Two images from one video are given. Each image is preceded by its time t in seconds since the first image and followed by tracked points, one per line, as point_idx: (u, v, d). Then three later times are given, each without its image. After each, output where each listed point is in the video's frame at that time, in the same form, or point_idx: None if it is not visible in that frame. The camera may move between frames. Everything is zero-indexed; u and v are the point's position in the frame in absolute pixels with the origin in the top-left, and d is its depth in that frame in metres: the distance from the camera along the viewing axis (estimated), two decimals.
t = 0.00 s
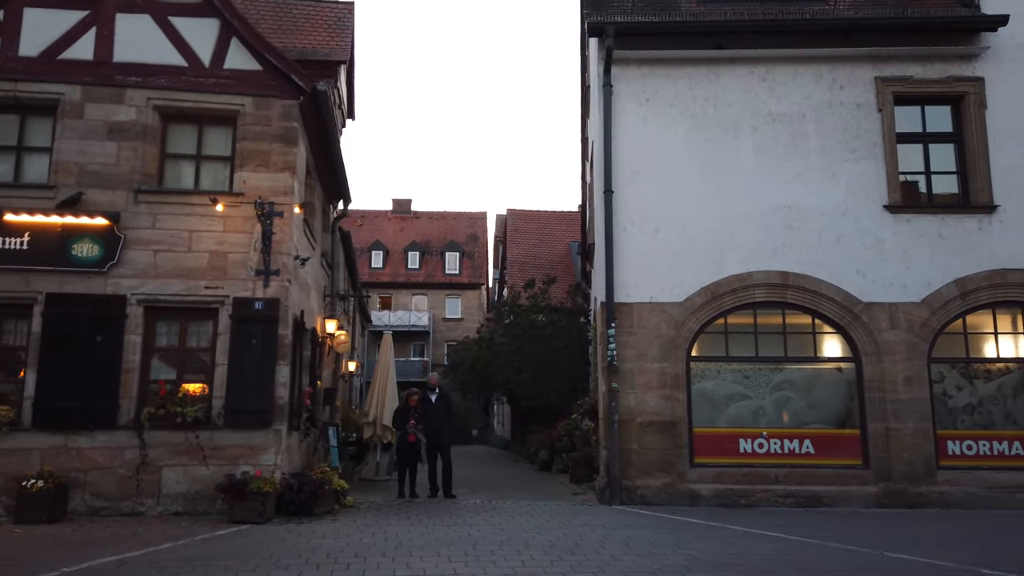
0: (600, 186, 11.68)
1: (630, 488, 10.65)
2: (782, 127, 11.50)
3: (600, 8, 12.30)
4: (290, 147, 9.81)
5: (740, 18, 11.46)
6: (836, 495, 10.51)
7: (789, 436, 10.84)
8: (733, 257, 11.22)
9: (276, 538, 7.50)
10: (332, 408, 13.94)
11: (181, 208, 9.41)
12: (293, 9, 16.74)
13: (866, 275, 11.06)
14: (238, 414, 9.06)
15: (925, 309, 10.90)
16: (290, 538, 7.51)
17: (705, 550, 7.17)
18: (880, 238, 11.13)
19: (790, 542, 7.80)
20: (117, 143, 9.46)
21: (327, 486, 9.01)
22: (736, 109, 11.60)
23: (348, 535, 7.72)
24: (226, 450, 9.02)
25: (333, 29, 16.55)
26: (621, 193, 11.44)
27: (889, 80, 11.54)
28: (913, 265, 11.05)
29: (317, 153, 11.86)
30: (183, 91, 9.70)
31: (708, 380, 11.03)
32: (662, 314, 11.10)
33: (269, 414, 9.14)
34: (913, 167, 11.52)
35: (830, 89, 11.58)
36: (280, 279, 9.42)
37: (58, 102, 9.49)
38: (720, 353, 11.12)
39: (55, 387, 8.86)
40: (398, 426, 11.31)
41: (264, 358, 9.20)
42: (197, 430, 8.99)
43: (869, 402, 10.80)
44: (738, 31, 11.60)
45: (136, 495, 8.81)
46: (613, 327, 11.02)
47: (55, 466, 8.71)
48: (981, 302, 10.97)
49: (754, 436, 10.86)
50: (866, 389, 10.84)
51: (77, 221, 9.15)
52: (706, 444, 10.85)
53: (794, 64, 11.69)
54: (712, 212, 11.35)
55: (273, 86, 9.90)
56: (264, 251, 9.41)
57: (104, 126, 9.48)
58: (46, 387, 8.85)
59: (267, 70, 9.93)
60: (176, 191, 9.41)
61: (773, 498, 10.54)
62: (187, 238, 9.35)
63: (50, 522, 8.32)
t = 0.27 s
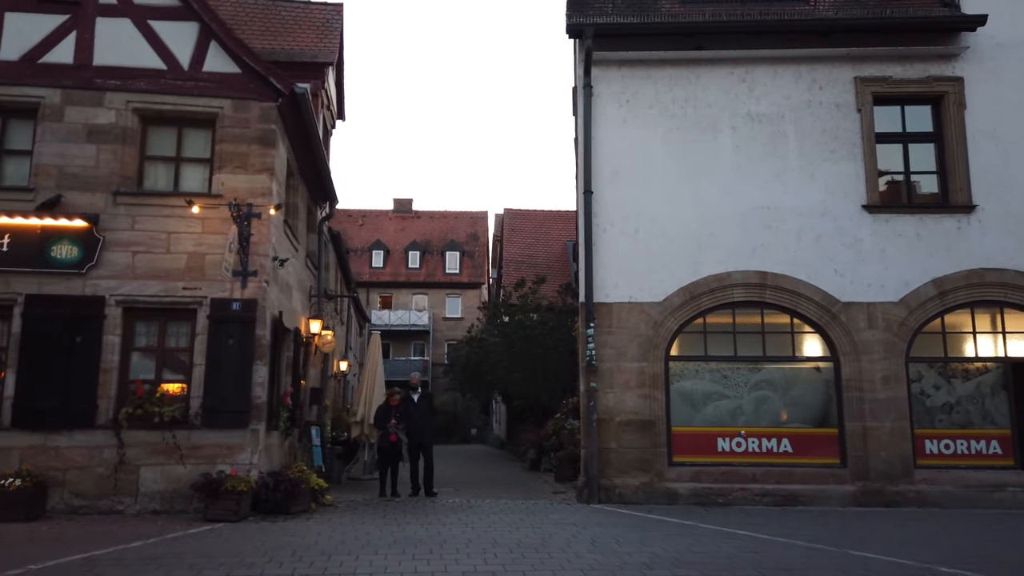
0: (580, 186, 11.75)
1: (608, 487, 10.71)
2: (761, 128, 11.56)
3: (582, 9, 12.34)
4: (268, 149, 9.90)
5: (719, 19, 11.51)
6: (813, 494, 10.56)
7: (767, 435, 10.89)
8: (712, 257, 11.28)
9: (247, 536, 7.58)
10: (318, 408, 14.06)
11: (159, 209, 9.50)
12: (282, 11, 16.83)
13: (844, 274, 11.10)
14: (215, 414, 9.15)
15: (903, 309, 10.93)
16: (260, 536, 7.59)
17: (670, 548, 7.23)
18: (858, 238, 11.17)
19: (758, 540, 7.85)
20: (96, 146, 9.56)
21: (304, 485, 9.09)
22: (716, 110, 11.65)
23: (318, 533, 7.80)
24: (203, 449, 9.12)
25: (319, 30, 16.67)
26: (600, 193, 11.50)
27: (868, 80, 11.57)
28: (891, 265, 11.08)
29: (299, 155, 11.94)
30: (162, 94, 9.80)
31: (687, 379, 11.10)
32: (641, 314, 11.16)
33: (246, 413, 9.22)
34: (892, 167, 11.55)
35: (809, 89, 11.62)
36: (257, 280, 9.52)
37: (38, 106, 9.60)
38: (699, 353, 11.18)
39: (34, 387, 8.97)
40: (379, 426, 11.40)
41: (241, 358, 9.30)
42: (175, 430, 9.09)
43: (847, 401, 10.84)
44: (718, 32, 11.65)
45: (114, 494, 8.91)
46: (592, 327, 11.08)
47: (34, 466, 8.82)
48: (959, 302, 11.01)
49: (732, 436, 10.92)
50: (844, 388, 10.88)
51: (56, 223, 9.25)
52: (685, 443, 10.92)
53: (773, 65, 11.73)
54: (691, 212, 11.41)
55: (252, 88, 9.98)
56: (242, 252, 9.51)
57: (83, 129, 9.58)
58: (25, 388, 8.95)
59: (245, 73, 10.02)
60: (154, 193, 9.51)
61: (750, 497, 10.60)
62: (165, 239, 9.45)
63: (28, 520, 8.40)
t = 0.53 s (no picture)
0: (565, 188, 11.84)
1: (592, 488, 10.79)
2: (745, 130, 11.62)
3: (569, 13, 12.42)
4: (252, 153, 10.02)
5: (702, 22, 11.57)
6: (796, 495, 10.59)
7: (751, 436, 10.93)
8: (696, 259, 11.34)
9: (225, 536, 7.69)
10: (311, 409, 14.18)
11: (145, 213, 9.64)
12: (277, 16, 16.98)
13: (827, 275, 11.14)
14: (199, 415, 9.28)
15: (886, 309, 10.95)
16: (238, 536, 7.70)
17: (641, 548, 7.30)
18: (842, 239, 11.21)
19: (731, 540, 7.91)
20: (83, 151, 9.71)
21: (287, 485, 9.21)
22: (700, 112, 11.72)
23: (296, 533, 7.89)
24: (188, 450, 9.24)
25: (313, 34, 16.82)
26: (585, 195, 11.59)
27: (852, 82, 11.59)
28: (875, 266, 11.11)
29: (287, 158, 12.07)
30: (148, 99, 9.94)
31: (671, 380, 11.16)
32: (625, 316, 11.23)
33: (230, 414, 9.34)
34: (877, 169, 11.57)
35: (793, 91, 11.66)
36: (242, 283, 9.64)
37: (27, 112, 9.76)
38: (683, 354, 11.24)
39: (22, 389, 9.12)
40: (366, 427, 11.50)
41: (225, 359, 9.42)
42: (160, 431, 9.21)
43: (830, 402, 10.87)
44: (702, 35, 11.71)
45: (100, 493, 9.05)
46: (576, 328, 11.16)
47: (22, 466, 8.97)
48: (944, 303, 11.02)
49: (715, 436, 10.97)
50: (827, 389, 10.91)
51: (44, 227, 9.41)
52: (668, 444, 10.98)
53: (758, 67, 11.78)
54: (675, 214, 11.48)
55: (237, 93, 10.11)
56: (227, 256, 9.63)
57: (71, 134, 9.73)
58: (13, 389, 9.11)
59: (231, 78, 10.15)
60: (140, 197, 9.64)
61: (733, 498, 10.64)
62: (151, 243, 9.59)
63: (15, 519, 8.52)
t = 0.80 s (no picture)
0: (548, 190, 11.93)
1: (574, 487, 10.87)
2: (727, 132, 11.69)
3: (554, 17, 12.54)
4: (236, 156, 10.13)
5: (684, 25, 11.64)
6: (775, 494, 10.66)
7: (732, 436, 11.01)
8: (678, 260, 11.42)
9: (201, 534, 7.79)
10: (300, 410, 14.31)
11: (129, 216, 9.76)
12: (268, 19, 17.09)
13: (808, 276, 11.20)
14: (182, 415, 9.40)
15: (866, 310, 11.01)
16: (215, 534, 7.82)
17: (611, 547, 7.39)
18: (823, 241, 11.27)
19: (703, 539, 7.98)
20: (69, 155, 9.84)
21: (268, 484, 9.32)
22: (682, 114, 11.78)
23: (272, 531, 7.99)
24: (170, 449, 9.37)
25: (305, 36, 16.91)
26: (568, 197, 11.68)
27: (834, 84, 11.64)
28: (856, 267, 11.16)
29: (274, 161, 12.18)
30: (133, 103, 10.06)
31: (653, 381, 11.24)
32: (607, 316, 11.32)
33: (212, 415, 9.46)
34: (860, 170, 11.61)
35: (775, 93, 11.72)
36: (225, 284, 9.76)
37: (14, 116, 9.90)
38: (665, 354, 11.32)
39: (7, 389, 9.25)
40: (351, 427, 11.61)
41: (208, 360, 9.54)
42: (143, 431, 9.34)
43: (810, 403, 10.93)
44: (684, 38, 11.78)
45: (84, 493, 9.17)
46: (559, 329, 11.25)
47: (7, 465, 9.10)
48: (924, 304, 11.06)
49: (697, 436, 11.05)
50: (808, 389, 10.97)
51: (29, 230, 9.54)
52: (650, 444, 11.06)
53: (740, 70, 11.84)
54: (657, 216, 11.57)
55: (221, 97, 10.22)
56: (210, 258, 9.75)
57: (56, 138, 9.86)
58: None
59: (214, 82, 10.26)
60: (124, 200, 9.77)
61: (713, 497, 10.72)
62: (135, 245, 9.71)
63: None
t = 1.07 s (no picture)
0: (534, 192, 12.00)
1: (557, 487, 10.94)
2: (711, 133, 11.72)
3: (540, 19, 12.64)
4: (221, 160, 10.24)
5: (668, 27, 11.68)
6: (758, 495, 10.69)
7: (715, 436, 11.05)
8: (662, 261, 11.47)
9: (180, 533, 7.89)
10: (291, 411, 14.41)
11: (115, 219, 9.88)
12: (262, 23, 17.28)
13: (792, 277, 11.23)
14: (166, 416, 9.51)
15: (850, 311, 11.02)
16: (194, 533, 7.93)
17: (583, 547, 7.45)
18: (807, 241, 11.29)
19: (677, 539, 8.03)
20: (55, 158, 9.97)
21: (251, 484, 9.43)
22: (667, 116, 11.83)
23: (250, 531, 8.07)
24: (155, 450, 9.48)
25: (298, 39, 17.01)
26: (553, 199, 11.74)
27: (818, 85, 11.66)
28: (839, 268, 11.18)
29: (262, 164, 12.29)
30: (119, 107, 10.18)
31: (637, 381, 11.29)
32: (592, 317, 11.37)
33: (196, 415, 9.57)
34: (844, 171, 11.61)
35: (760, 94, 11.75)
36: (209, 286, 9.86)
37: (2, 121, 10.04)
38: (649, 355, 11.36)
39: None
40: (338, 427, 11.70)
41: (192, 362, 9.64)
42: (127, 431, 9.45)
43: (794, 403, 10.96)
44: (669, 40, 11.82)
45: (69, 492, 9.29)
46: (543, 330, 11.32)
47: None
48: (909, 304, 11.06)
49: (680, 437, 11.09)
50: (791, 390, 11.00)
51: (17, 233, 9.67)
52: (634, 444, 11.11)
53: (724, 71, 11.87)
54: (642, 217, 11.62)
55: (206, 100, 10.32)
56: (195, 260, 9.86)
57: (44, 142, 9.99)
58: None
59: (200, 86, 10.37)
60: (110, 203, 9.89)
61: (696, 497, 10.76)
62: (121, 248, 9.83)
63: None
